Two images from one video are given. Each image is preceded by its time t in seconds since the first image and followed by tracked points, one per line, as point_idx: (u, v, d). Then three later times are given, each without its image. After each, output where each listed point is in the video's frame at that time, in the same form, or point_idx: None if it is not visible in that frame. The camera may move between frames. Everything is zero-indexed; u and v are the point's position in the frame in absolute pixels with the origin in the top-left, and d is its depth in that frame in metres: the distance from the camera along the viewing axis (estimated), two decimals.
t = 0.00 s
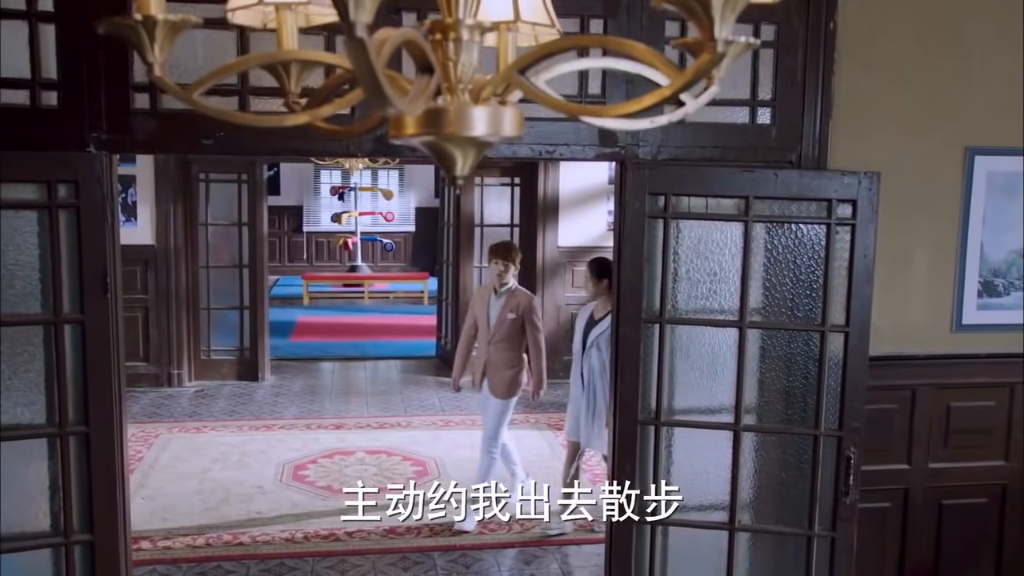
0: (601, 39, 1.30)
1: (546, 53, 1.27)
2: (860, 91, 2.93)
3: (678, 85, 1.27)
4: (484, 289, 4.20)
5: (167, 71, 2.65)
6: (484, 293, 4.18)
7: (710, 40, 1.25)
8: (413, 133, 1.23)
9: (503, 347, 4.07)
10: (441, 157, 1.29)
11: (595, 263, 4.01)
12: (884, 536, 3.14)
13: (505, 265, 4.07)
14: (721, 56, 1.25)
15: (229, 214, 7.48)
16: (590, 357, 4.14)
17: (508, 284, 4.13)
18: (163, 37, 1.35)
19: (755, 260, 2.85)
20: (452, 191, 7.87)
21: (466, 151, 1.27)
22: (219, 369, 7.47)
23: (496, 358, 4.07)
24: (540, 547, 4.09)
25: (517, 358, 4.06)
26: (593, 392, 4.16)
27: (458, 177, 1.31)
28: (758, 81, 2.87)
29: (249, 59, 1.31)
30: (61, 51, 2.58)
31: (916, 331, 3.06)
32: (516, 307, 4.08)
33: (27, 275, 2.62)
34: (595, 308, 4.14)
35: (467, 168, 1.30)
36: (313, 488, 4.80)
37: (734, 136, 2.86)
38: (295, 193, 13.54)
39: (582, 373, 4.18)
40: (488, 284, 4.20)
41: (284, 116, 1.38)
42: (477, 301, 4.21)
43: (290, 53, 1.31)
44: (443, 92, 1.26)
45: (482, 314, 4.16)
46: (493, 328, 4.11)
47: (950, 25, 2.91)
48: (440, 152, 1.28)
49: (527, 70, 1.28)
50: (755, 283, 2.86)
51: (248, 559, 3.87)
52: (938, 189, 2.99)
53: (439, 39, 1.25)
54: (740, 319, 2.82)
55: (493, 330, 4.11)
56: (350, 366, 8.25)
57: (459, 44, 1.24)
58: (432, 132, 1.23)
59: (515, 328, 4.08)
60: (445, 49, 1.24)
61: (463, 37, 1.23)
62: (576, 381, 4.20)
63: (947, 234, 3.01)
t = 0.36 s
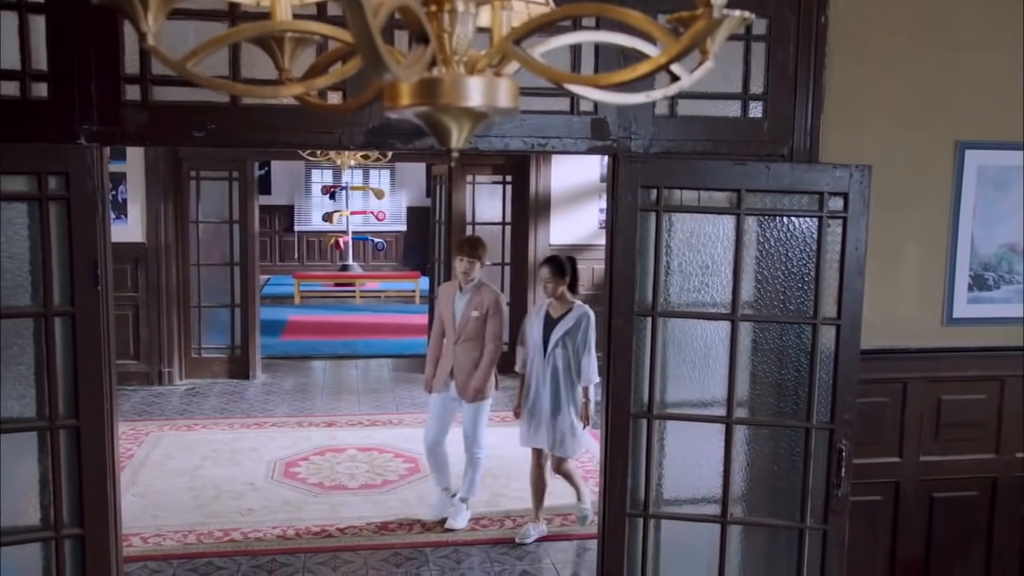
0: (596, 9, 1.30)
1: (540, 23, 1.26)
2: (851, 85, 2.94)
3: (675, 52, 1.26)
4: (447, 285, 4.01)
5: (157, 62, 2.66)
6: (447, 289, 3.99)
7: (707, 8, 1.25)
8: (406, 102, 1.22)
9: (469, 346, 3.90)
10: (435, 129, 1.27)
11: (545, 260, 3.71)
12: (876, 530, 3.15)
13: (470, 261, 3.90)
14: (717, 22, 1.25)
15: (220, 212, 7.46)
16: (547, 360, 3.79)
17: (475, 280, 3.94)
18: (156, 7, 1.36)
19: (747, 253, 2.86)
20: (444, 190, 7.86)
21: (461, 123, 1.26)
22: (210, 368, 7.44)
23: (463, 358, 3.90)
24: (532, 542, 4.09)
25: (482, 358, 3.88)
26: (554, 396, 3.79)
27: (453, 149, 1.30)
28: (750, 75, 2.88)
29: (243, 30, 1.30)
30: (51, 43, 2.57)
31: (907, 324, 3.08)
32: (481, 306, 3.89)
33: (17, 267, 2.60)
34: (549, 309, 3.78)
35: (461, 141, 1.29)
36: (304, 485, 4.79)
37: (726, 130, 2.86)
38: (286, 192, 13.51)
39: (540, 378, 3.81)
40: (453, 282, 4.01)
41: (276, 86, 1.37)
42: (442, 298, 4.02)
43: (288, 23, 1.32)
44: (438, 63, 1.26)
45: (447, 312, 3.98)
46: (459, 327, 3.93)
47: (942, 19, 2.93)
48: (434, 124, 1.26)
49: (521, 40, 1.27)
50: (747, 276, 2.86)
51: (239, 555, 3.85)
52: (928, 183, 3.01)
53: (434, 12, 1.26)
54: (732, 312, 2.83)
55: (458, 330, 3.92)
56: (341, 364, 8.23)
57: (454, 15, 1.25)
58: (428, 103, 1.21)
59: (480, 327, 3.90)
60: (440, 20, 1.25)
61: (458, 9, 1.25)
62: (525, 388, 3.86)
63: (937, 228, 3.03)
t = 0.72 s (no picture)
0: None
1: None
2: (844, 84, 2.95)
3: (672, 23, 1.24)
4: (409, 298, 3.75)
5: (151, 59, 2.67)
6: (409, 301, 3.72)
7: None
8: (404, 79, 1.21)
9: (438, 361, 3.63)
10: (434, 106, 1.26)
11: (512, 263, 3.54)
12: (869, 527, 3.15)
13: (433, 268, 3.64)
14: None
15: (212, 213, 7.44)
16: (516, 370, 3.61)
17: (437, 288, 3.69)
18: None
19: (740, 251, 2.87)
20: (437, 191, 7.86)
21: (459, 99, 1.25)
22: (202, 369, 7.41)
23: (433, 374, 3.62)
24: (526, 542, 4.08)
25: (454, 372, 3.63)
26: (526, 408, 3.60)
27: (452, 125, 1.29)
28: (744, 72, 2.89)
29: (239, 5, 1.32)
30: (44, 39, 2.56)
31: (900, 321, 3.08)
32: (447, 315, 3.65)
33: (9, 264, 2.59)
34: (515, 317, 3.63)
35: (459, 117, 1.28)
36: (297, 485, 4.78)
37: (719, 127, 2.87)
38: (279, 194, 13.48)
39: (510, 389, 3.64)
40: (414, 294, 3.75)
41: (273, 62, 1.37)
42: (403, 312, 3.74)
43: None
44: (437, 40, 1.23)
45: (410, 325, 3.69)
46: (425, 340, 3.65)
47: (934, 17, 2.94)
48: (432, 100, 1.25)
49: (518, 14, 1.27)
50: (740, 273, 2.87)
51: (232, 555, 3.84)
52: (921, 181, 3.02)
53: None
54: (726, 309, 2.84)
55: (426, 344, 3.64)
56: (334, 366, 8.22)
57: None
58: (425, 78, 1.20)
59: (448, 338, 3.65)
60: None
61: None
62: (497, 398, 3.71)
63: (930, 225, 3.04)
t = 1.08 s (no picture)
0: None
1: None
2: (836, 83, 2.96)
3: None
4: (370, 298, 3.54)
5: (144, 56, 2.66)
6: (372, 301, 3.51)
7: None
8: (402, 56, 1.20)
9: (409, 365, 3.48)
10: (432, 85, 1.26)
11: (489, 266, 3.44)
12: (861, 525, 3.16)
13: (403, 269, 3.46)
14: None
15: (203, 216, 7.42)
16: (491, 380, 3.50)
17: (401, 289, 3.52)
18: None
19: (733, 249, 2.87)
20: (428, 194, 7.85)
21: (457, 78, 1.24)
22: (193, 373, 7.37)
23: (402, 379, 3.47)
24: (518, 543, 4.07)
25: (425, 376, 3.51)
26: (500, 419, 3.51)
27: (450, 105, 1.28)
28: (736, 71, 2.90)
29: None
30: (35, 35, 2.55)
31: (892, 319, 3.09)
32: (418, 318, 3.50)
33: None
34: (490, 323, 3.51)
35: (458, 97, 1.27)
36: (289, 487, 4.76)
37: (712, 125, 2.88)
38: (269, 199, 13.45)
39: (484, 401, 3.53)
40: (374, 294, 3.55)
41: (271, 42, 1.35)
42: (362, 313, 3.52)
43: None
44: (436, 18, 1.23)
45: (376, 328, 3.49)
46: (395, 344, 3.49)
47: (922, 18, 2.98)
48: (430, 79, 1.24)
49: None
50: (733, 271, 2.87)
51: (223, 557, 3.81)
52: (912, 180, 3.04)
53: None
54: (719, 307, 2.84)
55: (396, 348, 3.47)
56: (325, 370, 8.19)
57: None
58: (424, 55, 1.20)
59: (420, 342, 3.51)
60: None
61: None
62: (470, 408, 3.60)
63: (921, 223, 3.05)
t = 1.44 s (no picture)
0: None
1: None
2: (822, 81, 2.98)
3: None
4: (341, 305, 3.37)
5: (131, 51, 2.64)
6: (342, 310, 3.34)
7: None
8: (396, 33, 1.17)
9: (378, 381, 3.30)
10: (425, 63, 1.23)
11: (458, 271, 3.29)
12: (847, 521, 3.17)
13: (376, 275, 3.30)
14: None
15: (188, 216, 7.38)
16: (475, 390, 3.36)
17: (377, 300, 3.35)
18: None
19: (720, 246, 2.88)
20: (415, 194, 7.83)
21: (451, 56, 1.22)
22: (178, 374, 7.33)
23: (370, 396, 3.28)
24: (506, 542, 4.07)
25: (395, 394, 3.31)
26: (492, 427, 3.40)
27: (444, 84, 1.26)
28: (723, 68, 2.91)
29: None
30: (19, 30, 2.53)
31: (878, 316, 3.11)
32: (390, 331, 3.31)
33: None
34: (463, 331, 3.35)
35: (451, 75, 1.25)
36: (275, 487, 4.73)
37: (699, 122, 2.88)
38: (255, 200, 13.39)
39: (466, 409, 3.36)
40: (345, 302, 3.37)
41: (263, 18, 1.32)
42: (333, 321, 3.35)
43: None
44: None
45: (345, 338, 3.31)
46: (364, 358, 3.30)
47: (906, 17, 3.00)
48: (423, 57, 1.22)
49: None
50: (720, 267, 2.88)
51: (209, 557, 3.79)
52: (897, 177, 3.05)
53: None
54: (706, 303, 2.85)
55: (364, 362, 3.29)
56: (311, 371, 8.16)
57: None
58: (417, 34, 1.17)
59: (392, 357, 3.31)
60: None
61: None
62: (445, 420, 3.37)
63: (907, 220, 3.07)
